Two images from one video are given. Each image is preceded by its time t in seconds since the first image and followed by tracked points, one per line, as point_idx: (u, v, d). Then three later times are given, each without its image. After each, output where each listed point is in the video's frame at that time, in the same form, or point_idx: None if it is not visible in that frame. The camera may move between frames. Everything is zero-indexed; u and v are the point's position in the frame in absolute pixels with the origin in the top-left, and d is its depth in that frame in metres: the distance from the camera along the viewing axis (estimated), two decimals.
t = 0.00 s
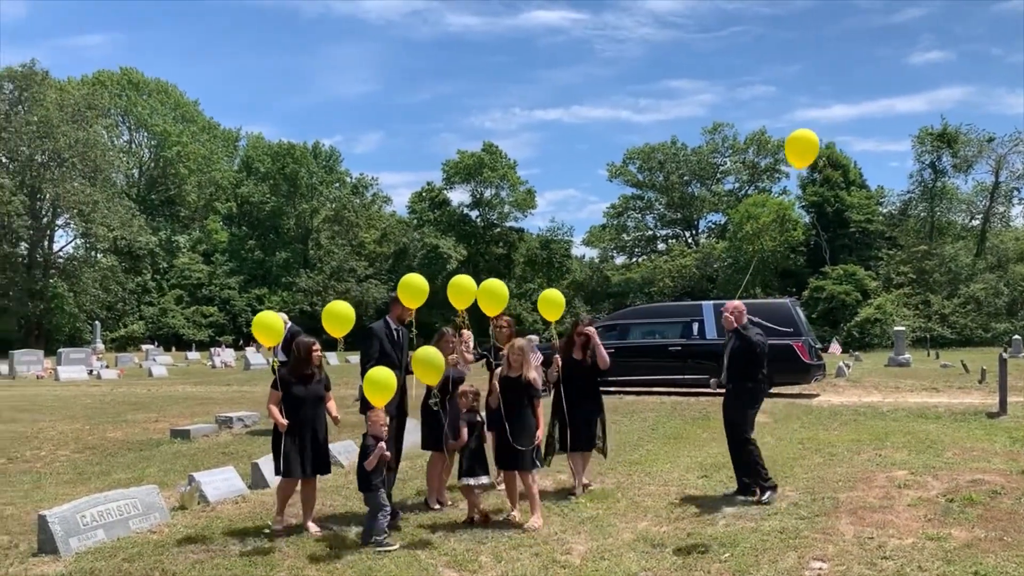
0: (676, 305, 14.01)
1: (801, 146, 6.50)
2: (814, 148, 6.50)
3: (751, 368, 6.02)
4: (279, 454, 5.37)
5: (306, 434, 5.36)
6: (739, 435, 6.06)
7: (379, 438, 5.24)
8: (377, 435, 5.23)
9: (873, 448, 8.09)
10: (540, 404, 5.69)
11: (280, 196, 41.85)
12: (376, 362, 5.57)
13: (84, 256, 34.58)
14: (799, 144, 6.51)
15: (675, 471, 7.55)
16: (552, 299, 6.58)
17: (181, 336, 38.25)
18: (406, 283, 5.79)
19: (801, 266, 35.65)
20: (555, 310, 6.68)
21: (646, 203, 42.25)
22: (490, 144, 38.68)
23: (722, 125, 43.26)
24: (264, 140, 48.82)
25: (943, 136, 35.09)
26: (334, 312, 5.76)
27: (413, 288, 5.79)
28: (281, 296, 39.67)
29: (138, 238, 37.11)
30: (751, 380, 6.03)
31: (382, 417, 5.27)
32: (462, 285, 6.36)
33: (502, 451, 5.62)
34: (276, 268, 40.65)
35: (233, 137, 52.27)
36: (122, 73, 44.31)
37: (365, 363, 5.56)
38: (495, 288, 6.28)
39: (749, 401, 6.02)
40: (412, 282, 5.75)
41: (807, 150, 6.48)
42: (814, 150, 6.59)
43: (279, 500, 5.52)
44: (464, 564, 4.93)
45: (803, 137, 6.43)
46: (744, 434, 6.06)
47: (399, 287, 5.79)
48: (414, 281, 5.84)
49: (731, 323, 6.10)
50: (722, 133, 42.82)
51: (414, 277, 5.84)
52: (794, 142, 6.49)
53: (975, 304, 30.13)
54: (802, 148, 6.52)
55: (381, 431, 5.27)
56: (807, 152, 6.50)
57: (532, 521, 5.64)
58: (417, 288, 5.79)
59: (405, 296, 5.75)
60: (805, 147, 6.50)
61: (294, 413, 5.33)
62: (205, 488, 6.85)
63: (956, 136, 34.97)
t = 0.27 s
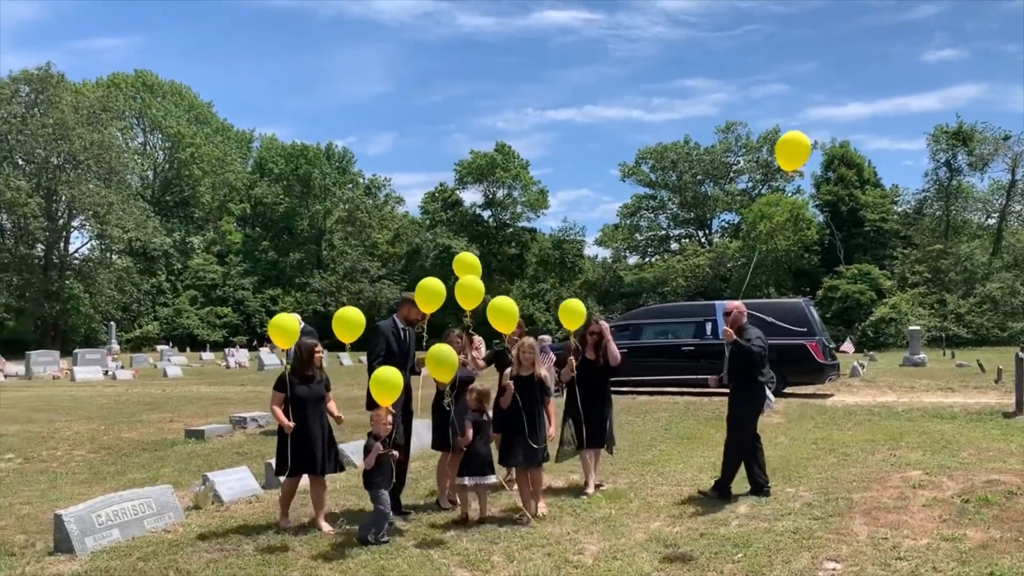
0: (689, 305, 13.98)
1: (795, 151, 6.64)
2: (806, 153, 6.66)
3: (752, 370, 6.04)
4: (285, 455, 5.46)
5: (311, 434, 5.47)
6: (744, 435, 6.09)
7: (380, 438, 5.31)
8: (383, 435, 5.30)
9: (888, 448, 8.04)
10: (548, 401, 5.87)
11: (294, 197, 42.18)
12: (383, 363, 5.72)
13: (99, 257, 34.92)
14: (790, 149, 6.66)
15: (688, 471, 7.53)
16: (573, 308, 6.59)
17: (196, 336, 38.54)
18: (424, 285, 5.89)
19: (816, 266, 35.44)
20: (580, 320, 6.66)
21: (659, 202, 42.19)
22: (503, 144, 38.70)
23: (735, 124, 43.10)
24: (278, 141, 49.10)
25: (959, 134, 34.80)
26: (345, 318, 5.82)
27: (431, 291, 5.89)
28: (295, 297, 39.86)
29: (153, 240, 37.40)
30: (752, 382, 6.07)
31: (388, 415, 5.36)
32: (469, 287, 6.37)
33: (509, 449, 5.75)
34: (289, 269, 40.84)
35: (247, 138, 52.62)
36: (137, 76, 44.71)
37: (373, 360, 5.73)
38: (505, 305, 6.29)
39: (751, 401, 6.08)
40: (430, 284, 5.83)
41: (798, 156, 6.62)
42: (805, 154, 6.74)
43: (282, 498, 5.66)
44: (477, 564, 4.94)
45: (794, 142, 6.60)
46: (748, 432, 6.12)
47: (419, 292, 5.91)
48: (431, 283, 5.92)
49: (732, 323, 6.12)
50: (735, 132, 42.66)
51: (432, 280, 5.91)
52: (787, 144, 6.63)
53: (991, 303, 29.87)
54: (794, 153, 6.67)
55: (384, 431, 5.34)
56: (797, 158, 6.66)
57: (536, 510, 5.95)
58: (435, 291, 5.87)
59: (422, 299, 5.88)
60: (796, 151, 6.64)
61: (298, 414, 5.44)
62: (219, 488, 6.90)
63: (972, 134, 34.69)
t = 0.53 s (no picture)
0: (700, 305, 13.95)
1: (795, 169, 6.61)
2: (807, 175, 6.66)
3: (746, 377, 6.03)
4: (288, 451, 5.65)
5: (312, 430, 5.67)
6: (738, 438, 6.10)
7: (379, 439, 5.37)
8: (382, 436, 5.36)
9: (899, 448, 8.01)
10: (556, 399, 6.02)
11: (305, 197, 42.39)
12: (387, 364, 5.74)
13: (112, 257, 35.17)
14: (791, 167, 6.63)
15: (699, 471, 7.52)
16: (588, 316, 6.45)
17: (208, 335, 38.76)
18: (428, 285, 6.07)
19: (828, 266, 35.27)
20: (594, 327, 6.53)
21: (670, 202, 42.13)
22: (514, 144, 38.69)
23: (747, 123, 42.94)
24: (289, 141, 49.31)
25: (972, 133, 34.55)
26: (350, 321, 5.87)
27: (435, 290, 6.05)
28: (306, 296, 40.01)
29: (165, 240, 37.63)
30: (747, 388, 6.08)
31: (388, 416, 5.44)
32: (471, 292, 6.42)
33: (514, 447, 5.80)
34: (300, 269, 40.99)
35: (259, 139, 52.87)
36: (149, 77, 45.00)
37: (375, 361, 5.76)
38: (520, 291, 6.37)
39: (746, 408, 6.09)
40: (432, 283, 6.01)
41: (801, 174, 6.60)
42: (808, 173, 6.70)
43: (291, 495, 5.76)
44: (486, 563, 4.96)
45: (797, 161, 6.56)
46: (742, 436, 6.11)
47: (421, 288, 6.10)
48: (435, 283, 6.09)
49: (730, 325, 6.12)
50: (746, 132, 42.50)
51: (436, 279, 6.10)
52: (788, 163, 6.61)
53: (1005, 302, 29.64)
54: (796, 171, 6.63)
55: (384, 431, 5.41)
56: (800, 176, 6.62)
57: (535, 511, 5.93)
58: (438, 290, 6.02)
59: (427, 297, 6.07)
60: (799, 170, 6.62)
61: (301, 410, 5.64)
62: (231, 486, 6.95)
63: (986, 133, 34.47)
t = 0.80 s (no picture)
0: (707, 304, 13.92)
1: (795, 176, 6.58)
2: (806, 182, 6.63)
3: (732, 380, 6.04)
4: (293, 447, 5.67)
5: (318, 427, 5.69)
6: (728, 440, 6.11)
7: (383, 435, 5.42)
8: (385, 433, 5.40)
9: (907, 448, 7.98)
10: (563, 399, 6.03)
11: (312, 195, 42.40)
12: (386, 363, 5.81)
13: (120, 254, 35.34)
14: (792, 173, 6.59)
15: (705, 470, 7.51)
16: (591, 320, 6.49)
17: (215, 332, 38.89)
18: (415, 286, 6.09)
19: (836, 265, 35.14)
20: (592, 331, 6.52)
21: (677, 200, 42.06)
22: (521, 142, 38.64)
23: (755, 122, 42.81)
24: (296, 139, 49.39)
25: (981, 132, 34.35)
26: (351, 309, 5.96)
27: (421, 293, 6.07)
28: (313, 294, 40.10)
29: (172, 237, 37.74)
30: (734, 391, 6.10)
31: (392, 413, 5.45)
32: (470, 294, 6.42)
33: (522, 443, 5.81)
34: (308, 267, 41.08)
35: (266, 136, 52.97)
36: (157, 74, 45.14)
37: (374, 361, 5.87)
38: (538, 288, 6.37)
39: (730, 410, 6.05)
40: (417, 285, 6.02)
41: (800, 182, 6.57)
42: (807, 179, 6.66)
43: (299, 488, 5.79)
44: (492, 560, 4.97)
45: (797, 166, 6.53)
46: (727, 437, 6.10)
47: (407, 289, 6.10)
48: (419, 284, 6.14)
49: (722, 324, 6.13)
50: (754, 130, 42.37)
51: (421, 282, 6.10)
52: (788, 169, 6.58)
53: (1014, 302, 29.46)
54: (796, 177, 6.59)
55: (387, 427, 5.44)
56: (800, 182, 6.58)
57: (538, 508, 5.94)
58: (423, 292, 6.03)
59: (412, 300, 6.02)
60: (799, 176, 6.59)
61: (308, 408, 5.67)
62: (237, 483, 6.97)
63: (995, 132, 34.28)
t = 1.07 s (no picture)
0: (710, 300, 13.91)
1: (782, 162, 6.56)
2: (794, 166, 6.62)
3: (723, 379, 6.09)
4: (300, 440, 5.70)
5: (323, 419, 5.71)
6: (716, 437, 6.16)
7: (386, 428, 5.45)
8: (388, 426, 5.43)
9: (908, 446, 7.98)
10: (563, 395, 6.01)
11: (315, 190, 42.37)
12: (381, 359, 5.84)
13: (123, 248, 35.40)
14: (780, 159, 6.58)
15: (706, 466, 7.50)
16: (570, 321, 6.58)
17: (217, 327, 38.95)
18: (395, 280, 6.05)
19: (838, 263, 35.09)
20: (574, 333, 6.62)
21: (680, 197, 42.06)
22: (524, 138, 38.58)
23: (758, 119, 42.72)
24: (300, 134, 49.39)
25: (985, 129, 34.31)
26: (340, 300, 5.87)
27: (401, 286, 6.05)
28: (315, 289, 40.10)
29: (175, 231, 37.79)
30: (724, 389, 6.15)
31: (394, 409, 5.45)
32: (462, 287, 6.44)
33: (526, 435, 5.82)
34: (310, 262, 41.08)
35: (269, 130, 52.95)
36: (161, 68, 45.13)
37: (370, 357, 5.89)
38: (532, 275, 6.47)
39: (719, 408, 6.12)
40: (398, 278, 5.99)
41: (788, 167, 6.56)
42: (795, 163, 6.65)
43: (302, 478, 5.80)
44: (493, 555, 4.98)
45: (785, 152, 6.50)
46: (717, 435, 6.17)
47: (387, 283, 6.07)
48: (400, 279, 6.07)
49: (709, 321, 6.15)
50: (758, 127, 42.28)
51: (401, 275, 6.06)
52: (775, 154, 6.55)
53: (1016, 300, 29.43)
54: (784, 162, 6.59)
55: (390, 420, 5.46)
56: (788, 168, 6.58)
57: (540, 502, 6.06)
58: (404, 285, 6.03)
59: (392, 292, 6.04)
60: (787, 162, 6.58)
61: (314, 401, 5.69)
62: (239, 477, 6.98)
63: (999, 129, 34.25)
